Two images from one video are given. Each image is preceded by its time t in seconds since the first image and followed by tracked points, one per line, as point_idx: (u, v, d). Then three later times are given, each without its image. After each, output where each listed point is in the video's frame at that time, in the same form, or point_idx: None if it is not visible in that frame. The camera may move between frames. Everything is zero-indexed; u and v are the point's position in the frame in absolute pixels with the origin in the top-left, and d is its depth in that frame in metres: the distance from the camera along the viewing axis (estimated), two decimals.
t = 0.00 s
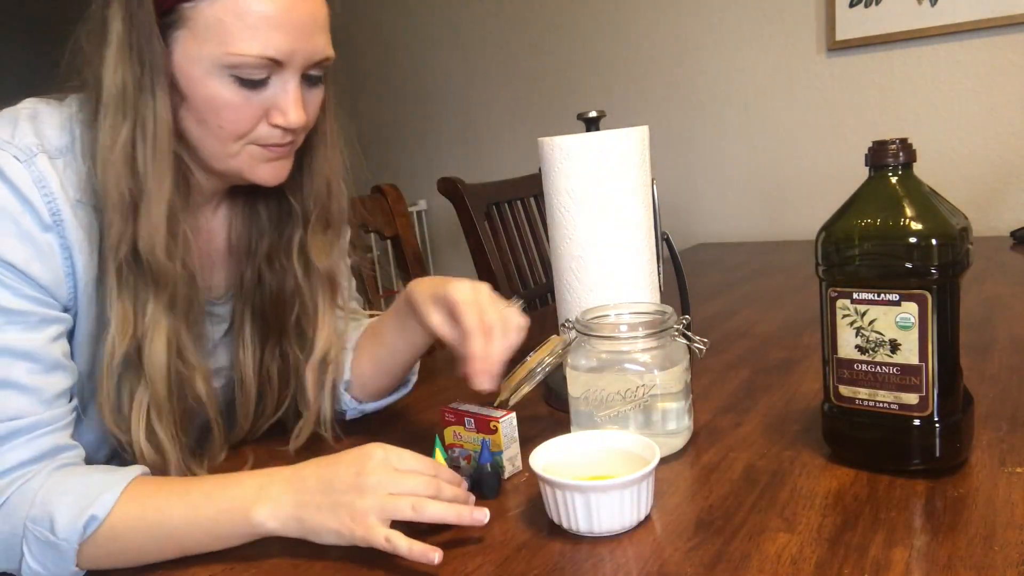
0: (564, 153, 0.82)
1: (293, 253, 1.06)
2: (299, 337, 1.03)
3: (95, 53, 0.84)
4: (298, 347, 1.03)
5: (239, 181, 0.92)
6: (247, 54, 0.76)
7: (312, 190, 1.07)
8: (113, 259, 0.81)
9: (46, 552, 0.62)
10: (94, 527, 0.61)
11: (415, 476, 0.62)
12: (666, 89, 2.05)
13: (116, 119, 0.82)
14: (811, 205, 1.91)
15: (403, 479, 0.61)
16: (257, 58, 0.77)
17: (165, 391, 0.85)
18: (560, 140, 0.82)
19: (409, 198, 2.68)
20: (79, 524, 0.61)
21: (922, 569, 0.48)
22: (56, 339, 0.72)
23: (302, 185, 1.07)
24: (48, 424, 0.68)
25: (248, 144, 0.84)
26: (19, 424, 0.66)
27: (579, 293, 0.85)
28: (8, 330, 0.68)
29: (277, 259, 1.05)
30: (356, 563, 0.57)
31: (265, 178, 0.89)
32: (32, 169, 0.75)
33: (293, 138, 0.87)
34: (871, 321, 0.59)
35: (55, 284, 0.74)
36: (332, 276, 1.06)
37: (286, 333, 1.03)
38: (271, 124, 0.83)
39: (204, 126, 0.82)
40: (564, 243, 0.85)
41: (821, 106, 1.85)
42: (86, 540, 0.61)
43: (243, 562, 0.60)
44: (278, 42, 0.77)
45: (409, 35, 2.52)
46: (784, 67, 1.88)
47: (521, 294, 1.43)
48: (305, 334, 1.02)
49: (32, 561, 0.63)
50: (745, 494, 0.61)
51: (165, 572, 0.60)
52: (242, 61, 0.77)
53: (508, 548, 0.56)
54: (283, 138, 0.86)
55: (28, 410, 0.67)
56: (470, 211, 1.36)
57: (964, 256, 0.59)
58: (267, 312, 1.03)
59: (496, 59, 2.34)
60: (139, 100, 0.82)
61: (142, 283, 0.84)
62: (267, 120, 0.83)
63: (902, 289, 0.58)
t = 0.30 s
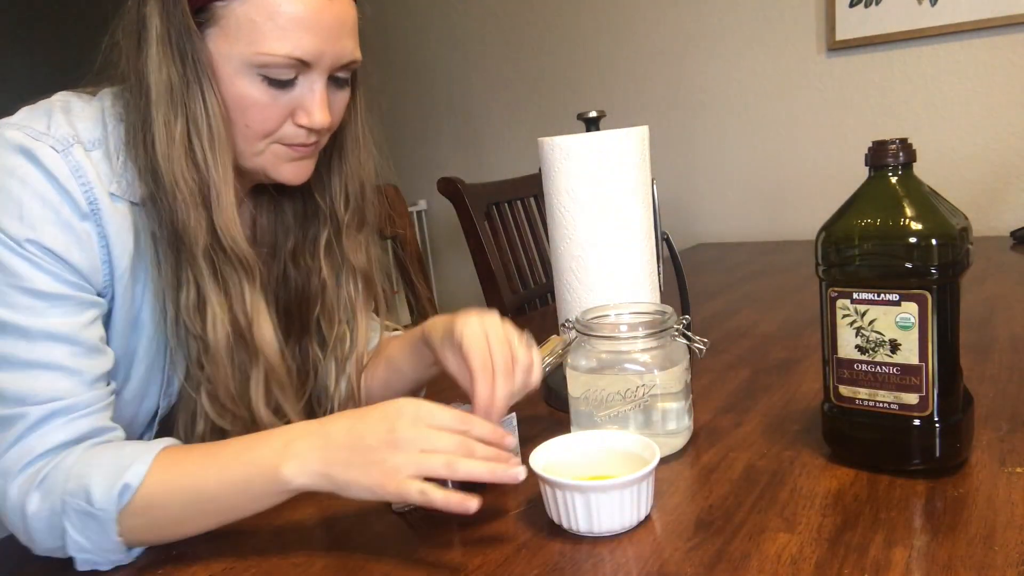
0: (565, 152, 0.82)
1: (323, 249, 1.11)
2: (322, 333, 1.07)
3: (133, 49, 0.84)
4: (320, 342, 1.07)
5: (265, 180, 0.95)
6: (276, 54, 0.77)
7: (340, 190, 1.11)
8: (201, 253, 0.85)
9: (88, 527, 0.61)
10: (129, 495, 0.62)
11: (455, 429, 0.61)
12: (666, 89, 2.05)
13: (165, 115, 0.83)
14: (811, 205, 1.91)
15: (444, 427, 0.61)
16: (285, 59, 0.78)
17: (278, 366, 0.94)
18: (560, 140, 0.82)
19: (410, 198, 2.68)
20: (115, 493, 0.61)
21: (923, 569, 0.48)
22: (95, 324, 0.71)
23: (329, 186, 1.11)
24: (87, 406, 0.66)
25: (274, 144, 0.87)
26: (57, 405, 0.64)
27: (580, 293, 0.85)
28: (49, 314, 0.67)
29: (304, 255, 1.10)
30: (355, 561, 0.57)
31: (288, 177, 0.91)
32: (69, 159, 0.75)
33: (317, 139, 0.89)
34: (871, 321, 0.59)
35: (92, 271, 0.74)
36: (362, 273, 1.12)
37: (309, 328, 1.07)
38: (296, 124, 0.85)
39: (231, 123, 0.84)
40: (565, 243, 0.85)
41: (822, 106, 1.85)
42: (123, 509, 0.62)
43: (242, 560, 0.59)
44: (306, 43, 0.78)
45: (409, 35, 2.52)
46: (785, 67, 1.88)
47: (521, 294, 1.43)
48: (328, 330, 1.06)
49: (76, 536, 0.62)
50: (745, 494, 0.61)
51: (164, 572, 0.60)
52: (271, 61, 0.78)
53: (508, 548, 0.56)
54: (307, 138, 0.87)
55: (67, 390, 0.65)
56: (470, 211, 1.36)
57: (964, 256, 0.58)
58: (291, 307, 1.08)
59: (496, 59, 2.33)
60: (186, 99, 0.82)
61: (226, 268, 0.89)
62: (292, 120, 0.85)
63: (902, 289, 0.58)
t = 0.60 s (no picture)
0: (566, 153, 0.82)
1: (342, 257, 1.12)
2: (340, 340, 1.10)
3: (150, 54, 0.85)
4: (338, 349, 1.11)
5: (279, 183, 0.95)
6: (290, 59, 0.78)
7: (362, 199, 1.12)
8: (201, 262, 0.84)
9: (120, 523, 0.62)
10: (156, 491, 0.63)
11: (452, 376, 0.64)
12: (667, 89, 2.05)
13: (177, 120, 0.83)
14: (811, 205, 1.91)
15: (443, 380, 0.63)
16: (300, 64, 0.78)
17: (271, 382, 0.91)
18: (561, 140, 0.82)
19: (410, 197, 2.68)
20: (142, 490, 0.63)
21: (923, 569, 0.48)
22: (115, 329, 0.72)
23: (350, 193, 1.12)
24: (109, 411, 0.68)
25: (288, 149, 0.87)
26: (80, 411, 0.66)
27: (581, 293, 0.85)
28: (71, 321, 0.68)
29: (322, 262, 1.11)
30: (355, 559, 0.57)
31: (303, 183, 0.92)
32: (86, 167, 0.76)
33: (331, 145, 0.90)
34: (871, 321, 0.59)
35: (111, 278, 0.75)
36: (395, 285, 1.12)
37: (329, 334, 1.10)
38: (311, 130, 0.85)
39: (245, 128, 0.85)
40: (566, 243, 0.85)
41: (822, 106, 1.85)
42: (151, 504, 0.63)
43: (243, 559, 0.59)
44: (322, 49, 0.78)
45: (410, 35, 2.51)
46: (785, 67, 1.88)
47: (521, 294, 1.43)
48: (352, 336, 1.10)
49: (107, 534, 0.62)
50: (746, 495, 0.61)
51: (164, 571, 0.59)
52: (285, 66, 0.79)
53: (508, 548, 0.56)
54: (322, 144, 0.88)
55: (91, 397, 0.67)
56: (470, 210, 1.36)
57: (965, 257, 0.58)
58: (309, 315, 1.09)
59: (496, 59, 2.33)
60: (198, 103, 0.82)
61: (230, 278, 0.88)
62: (307, 126, 0.85)
63: (902, 289, 0.58)
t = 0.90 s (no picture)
0: (565, 152, 0.82)
1: (337, 258, 1.12)
2: (333, 343, 1.09)
3: (150, 50, 0.85)
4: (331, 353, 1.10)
5: (276, 182, 0.96)
6: (289, 54, 0.78)
7: (355, 202, 1.12)
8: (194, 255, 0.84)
9: (127, 518, 0.62)
10: (165, 485, 0.63)
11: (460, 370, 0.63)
12: (667, 89, 2.05)
13: (175, 117, 0.83)
14: (812, 205, 1.91)
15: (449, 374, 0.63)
16: (299, 59, 0.79)
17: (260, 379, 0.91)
18: (560, 139, 0.82)
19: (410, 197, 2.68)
20: (152, 483, 0.63)
21: (923, 569, 0.48)
22: (116, 330, 0.72)
23: (344, 195, 1.12)
24: (110, 412, 0.68)
25: (286, 146, 0.87)
26: (82, 411, 0.66)
27: (580, 293, 0.85)
28: (70, 322, 0.68)
29: (318, 263, 1.11)
30: (357, 560, 0.57)
31: (300, 181, 0.92)
32: (86, 165, 0.76)
33: (329, 142, 0.90)
34: (871, 321, 0.59)
35: (111, 279, 0.75)
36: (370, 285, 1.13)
37: (323, 335, 1.10)
38: (309, 126, 0.85)
39: (243, 125, 0.85)
40: (565, 243, 0.85)
41: (823, 106, 1.85)
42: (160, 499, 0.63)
43: (243, 560, 0.59)
44: (321, 44, 0.79)
45: (410, 35, 2.51)
46: (784, 67, 1.88)
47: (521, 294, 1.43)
48: (346, 339, 1.09)
49: (115, 531, 0.62)
50: (745, 494, 0.61)
51: (164, 571, 0.59)
52: (284, 61, 0.79)
53: (508, 548, 0.56)
54: (320, 141, 0.88)
55: (93, 397, 0.67)
56: (470, 210, 1.36)
57: (965, 257, 0.58)
58: (305, 316, 1.09)
59: (496, 59, 2.33)
60: (195, 99, 0.82)
61: (223, 276, 0.88)
62: (305, 122, 0.85)
63: (902, 289, 0.58)
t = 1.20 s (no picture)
0: (565, 152, 0.82)
1: (337, 257, 1.12)
2: (335, 341, 1.10)
3: (145, 49, 0.86)
4: (335, 350, 1.10)
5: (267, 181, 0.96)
6: (281, 54, 0.78)
7: (354, 200, 1.13)
8: (191, 251, 0.84)
9: (121, 516, 0.62)
10: (155, 483, 0.64)
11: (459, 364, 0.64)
12: (667, 89, 2.05)
13: (169, 115, 0.83)
14: (811, 205, 1.91)
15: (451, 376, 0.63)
16: (291, 59, 0.78)
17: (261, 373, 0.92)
18: (560, 139, 0.82)
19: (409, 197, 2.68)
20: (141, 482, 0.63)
21: (923, 569, 0.48)
22: (111, 330, 0.71)
23: (342, 193, 1.13)
24: (105, 412, 0.68)
25: (278, 145, 0.87)
26: (77, 411, 0.66)
27: (580, 293, 0.85)
28: (67, 322, 0.68)
29: (317, 261, 1.12)
30: (359, 559, 0.57)
31: (293, 180, 0.92)
32: (83, 164, 0.76)
33: (322, 141, 0.89)
34: (871, 321, 0.59)
35: (108, 278, 0.75)
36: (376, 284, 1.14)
37: (324, 334, 1.10)
38: (301, 125, 0.85)
39: (235, 124, 0.85)
40: (565, 243, 0.85)
41: (823, 106, 1.85)
42: (151, 497, 0.63)
43: (242, 561, 0.59)
44: (314, 44, 0.78)
45: (410, 34, 2.51)
46: (785, 68, 1.88)
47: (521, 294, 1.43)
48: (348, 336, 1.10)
49: (108, 531, 0.62)
50: (745, 494, 0.61)
51: (164, 571, 0.59)
52: (276, 60, 0.79)
53: (508, 548, 0.56)
54: (313, 140, 0.88)
55: (89, 397, 0.67)
56: (470, 210, 1.36)
57: (965, 257, 0.58)
58: (305, 315, 1.09)
59: (496, 60, 2.33)
60: (189, 97, 0.82)
61: (220, 272, 0.88)
62: (298, 121, 0.85)
63: (902, 289, 0.58)
